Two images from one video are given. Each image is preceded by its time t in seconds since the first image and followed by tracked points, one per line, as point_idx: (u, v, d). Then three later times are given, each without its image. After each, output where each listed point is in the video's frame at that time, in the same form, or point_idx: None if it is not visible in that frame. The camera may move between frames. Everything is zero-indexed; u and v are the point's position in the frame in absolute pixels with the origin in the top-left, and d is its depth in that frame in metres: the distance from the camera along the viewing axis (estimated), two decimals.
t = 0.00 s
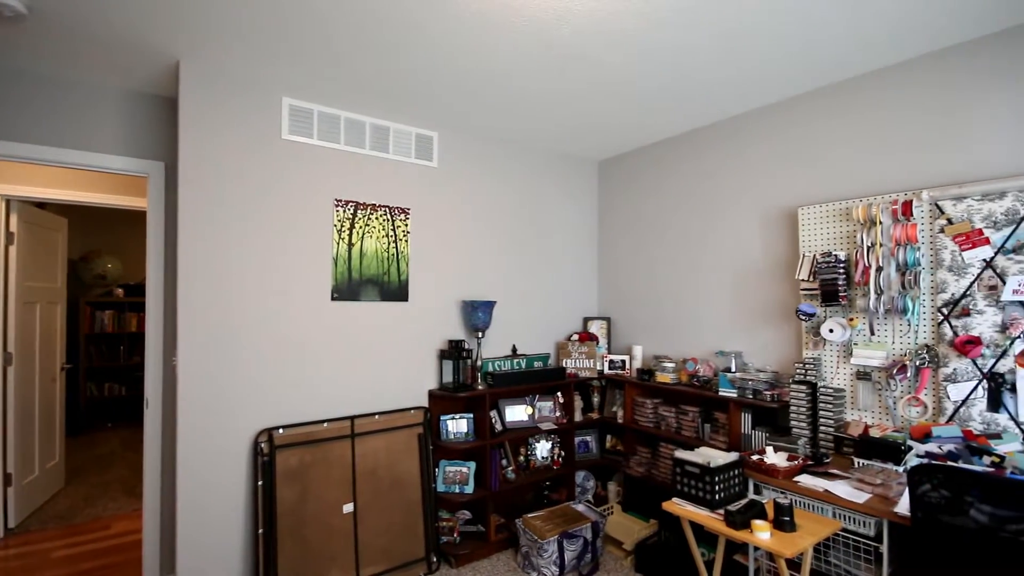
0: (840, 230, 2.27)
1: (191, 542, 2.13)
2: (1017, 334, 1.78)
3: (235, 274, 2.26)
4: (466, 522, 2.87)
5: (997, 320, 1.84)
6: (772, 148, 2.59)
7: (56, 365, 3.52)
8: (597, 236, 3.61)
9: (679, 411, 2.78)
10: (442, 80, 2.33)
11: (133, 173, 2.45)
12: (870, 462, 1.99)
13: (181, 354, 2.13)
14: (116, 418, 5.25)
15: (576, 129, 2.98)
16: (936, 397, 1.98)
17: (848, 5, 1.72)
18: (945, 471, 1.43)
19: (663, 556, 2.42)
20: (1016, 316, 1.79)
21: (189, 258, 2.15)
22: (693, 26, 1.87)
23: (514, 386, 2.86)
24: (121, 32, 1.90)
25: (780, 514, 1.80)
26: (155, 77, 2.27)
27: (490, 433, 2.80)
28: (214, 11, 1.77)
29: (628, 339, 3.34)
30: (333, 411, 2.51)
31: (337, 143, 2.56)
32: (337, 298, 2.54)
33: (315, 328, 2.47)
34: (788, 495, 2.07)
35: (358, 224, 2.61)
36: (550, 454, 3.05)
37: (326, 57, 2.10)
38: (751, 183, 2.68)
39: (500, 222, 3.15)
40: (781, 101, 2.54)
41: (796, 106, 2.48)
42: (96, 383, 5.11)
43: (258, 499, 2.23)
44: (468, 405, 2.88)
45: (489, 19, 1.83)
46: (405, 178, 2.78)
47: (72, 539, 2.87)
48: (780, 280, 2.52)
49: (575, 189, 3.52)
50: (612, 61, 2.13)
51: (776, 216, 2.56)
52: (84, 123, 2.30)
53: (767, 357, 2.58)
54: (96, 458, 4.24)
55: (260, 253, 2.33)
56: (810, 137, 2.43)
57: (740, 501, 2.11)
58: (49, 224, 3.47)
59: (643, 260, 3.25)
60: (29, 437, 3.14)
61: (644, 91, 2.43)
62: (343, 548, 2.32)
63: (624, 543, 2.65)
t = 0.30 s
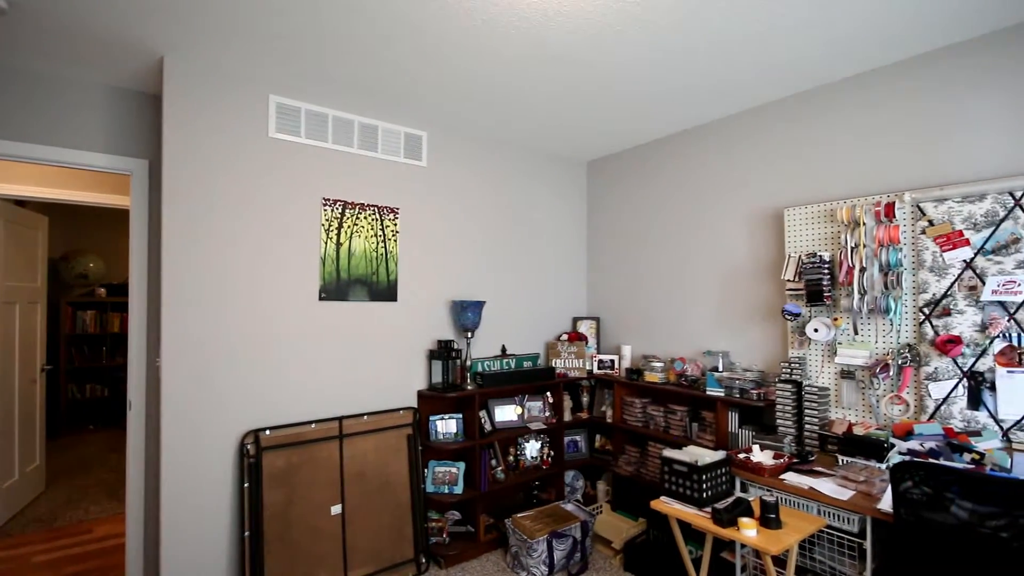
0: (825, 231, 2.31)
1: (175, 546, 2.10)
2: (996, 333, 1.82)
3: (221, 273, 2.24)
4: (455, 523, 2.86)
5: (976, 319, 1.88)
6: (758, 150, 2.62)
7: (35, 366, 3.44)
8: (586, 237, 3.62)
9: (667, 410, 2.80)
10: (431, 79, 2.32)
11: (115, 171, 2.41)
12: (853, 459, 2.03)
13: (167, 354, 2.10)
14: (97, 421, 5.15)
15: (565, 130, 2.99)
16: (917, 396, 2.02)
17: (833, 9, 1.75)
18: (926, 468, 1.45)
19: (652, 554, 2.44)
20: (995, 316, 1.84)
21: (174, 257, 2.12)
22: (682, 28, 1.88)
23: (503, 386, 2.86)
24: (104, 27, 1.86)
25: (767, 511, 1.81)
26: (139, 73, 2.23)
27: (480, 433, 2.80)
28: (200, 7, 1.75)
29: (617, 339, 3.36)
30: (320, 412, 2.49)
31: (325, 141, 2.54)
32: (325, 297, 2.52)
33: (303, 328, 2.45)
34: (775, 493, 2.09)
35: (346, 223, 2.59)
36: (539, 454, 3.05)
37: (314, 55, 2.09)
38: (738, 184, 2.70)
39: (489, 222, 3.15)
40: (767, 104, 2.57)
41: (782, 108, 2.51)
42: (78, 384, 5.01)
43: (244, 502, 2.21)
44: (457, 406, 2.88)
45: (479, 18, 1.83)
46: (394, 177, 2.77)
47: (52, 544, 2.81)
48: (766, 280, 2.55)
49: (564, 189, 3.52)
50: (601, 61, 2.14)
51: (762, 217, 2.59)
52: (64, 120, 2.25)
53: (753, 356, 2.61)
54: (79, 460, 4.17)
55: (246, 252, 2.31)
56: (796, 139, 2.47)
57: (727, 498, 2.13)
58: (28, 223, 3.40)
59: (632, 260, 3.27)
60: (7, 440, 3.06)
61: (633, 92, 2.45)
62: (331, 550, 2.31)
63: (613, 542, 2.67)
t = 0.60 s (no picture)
0: (810, 232, 2.34)
1: (160, 549, 2.07)
2: (976, 332, 1.86)
3: (207, 273, 2.21)
4: (444, 523, 2.85)
5: (957, 319, 1.91)
6: (746, 151, 2.65)
7: (15, 368, 3.37)
8: (575, 237, 3.63)
9: (656, 409, 2.82)
10: (421, 78, 2.31)
11: (98, 168, 2.36)
12: (838, 457, 2.06)
13: (151, 356, 2.07)
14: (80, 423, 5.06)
15: (555, 130, 3.00)
16: (900, 394, 2.05)
17: (819, 12, 1.77)
18: (907, 466, 1.47)
19: (640, 552, 2.46)
20: (975, 316, 1.87)
21: (158, 256, 2.09)
22: (671, 29, 1.89)
23: (493, 386, 2.85)
24: (86, 22, 1.83)
25: (753, 509, 1.83)
26: (123, 70, 2.20)
27: (469, 433, 2.79)
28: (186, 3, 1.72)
29: (606, 339, 3.37)
30: (308, 413, 2.47)
31: (313, 140, 2.52)
32: (313, 297, 2.50)
33: (291, 328, 2.43)
34: (761, 491, 2.11)
35: (335, 222, 2.57)
36: (529, 454, 3.05)
37: (303, 53, 2.07)
38: (726, 185, 2.73)
39: (479, 221, 3.14)
40: (754, 106, 2.60)
41: (769, 111, 2.54)
42: (60, 385, 4.92)
43: (231, 504, 2.18)
44: (447, 406, 2.87)
45: (470, 18, 1.82)
46: (383, 177, 2.75)
47: (32, 549, 2.75)
48: (753, 281, 2.58)
49: (554, 190, 3.53)
50: (590, 62, 2.15)
51: (749, 218, 2.62)
52: (45, 116, 2.21)
53: (741, 356, 2.63)
54: (61, 463, 4.09)
55: (233, 252, 2.28)
56: (783, 141, 2.50)
57: (715, 497, 2.15)
58: (8, 222, 3.33)
59: (621, 260, 3.29)
60: None
61: (621, 93, 2.46)
62: (319, 552, 2.29)
63: (602, 541, 2.68)
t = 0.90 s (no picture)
0: (796, 233, 2.37)
1: (143, 553, 2.04)
2: (956, 332, 1.90)
3: (192, 273, 2.18)
4: (433, 524, 2.84)
5: (938, 319, 1.95)
6: (733, 153, 2.68)
7: None
8: (564, 237, 3.64)
9: (645, 409, 2.83)
10: (410, 78, 2.31)
11: (80, 166, 2.32)
12: (823, 455, 2.09)
13: (133, 357, 2.04)
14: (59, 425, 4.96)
15: (544, 130, 3.01)
16: (883, 392, 2.09)
17: (804, 15, 1.80)
18: (890, 462, 1.50)
19: (629, 551, 2.47)
20: (956, 316, 1.91)
21: (140, 255, 2.05)
22: (659, 30, 1.90)
23: (482, 386, 2.85)
24: (68, 16, 1.79)
25: (740, 507, 1.85)
26: (105, 65, 2.16)
27: (459, 434, 2.79)
28: None
29: (595, 339, 3.39)
30: (295, 414, 2.44)
31: (301, 138, 2.50)
32: (300, 297, 2.47)
33: (278, 328, 2.40)
34: (747, 489, 2.14)
35: (323, 222, 2.55)
36: (518, 454, 3.05)
37: (290, 50, 2.05)
38: (713, 187, 2.76)
39: (468, 222, 3.14)
40: (742, 107, 2.63)
41: (756, 113, 2.58)
42: (39, 387, 4.82)
43: (216, 507, 2.15)
44: (436, 406, 2.86)
45: (459, 17, 1.82)
46: (372, 176, 2.73)
47: (10, 554, 2.68)
48: (740, 281, 2.61)
49: (543, 190, 3.54)
50: (580, 62, 2.16)
51: (737, 219, 2.64)
52: (24, 112, 2.16)
53: (728, 355, 2.66)
54: (40, 466, 4.00)
55: (219, 252, 2.25)
56: (769, 143, 2.53)
57: (702, 495, 2.17)
58: None
59: (610, 260, 3.30)
60: None
61: (610, 93, 2.47)
62: (307, 554, 2.27)
63: (591, 540, 2.69)
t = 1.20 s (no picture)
0: (782, 234, 2.40)
1: (127, 557, 2.01)
2: (938, 331, 1.94)
3: (177, 272, 2.15)
4: (423, 524, 2.83)
5: (921, 319, 1.98)
6: (721, 154, 2.70)
7: None
8: (554, 238, 3.65)
9: (634, 408, 2.85)
10: (399, 77, 2.30)
11: (61, 163, 2.27)
12: (809, 453, 2.12)
13: (116, 358, 2.01)
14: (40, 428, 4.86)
15: (534, 130, 3.01)
16: (867, 391, 2.12)
17: (790, 18, 1.82)
18: (874, 459, 1.52)
19: (618, 550, 2.48)
20: (938, 316, 1.95)
21: (124, 255, 2.02)
22: (647, 31, 1.92)
23: (472, 386, 2.85)
24: (48, 11, 1.76)
25: (727, 505, 1.87)
26: (88, 61, 2.12)
27: (448, 434, 2.78)
28: None
29: (584, 339, 3.40)
30: (282, 415, 2.42)
31: (289, 136, 2.47)
32: (288, 297, 2.45)
33: (265, 329, 2.38)
34: (735, 487, 2.15)
35: (311, 221, 2.53)
36: (508, 454, 3.05)
37: (278, 48, 2.03)
38: (702, 187, 2.78)
39: (458, 221, 3.13)
40: (729, 109, 2.66)
41: (743, 115, 2.60)
42: (20, 388, 4.73)
43: (202, 510, 2.13)
44: (425, 406, 2.85)
45: (451, 16, 1.82)
46: (361, 175, 2.72)
47: None
48: (728, 281, 2.63)
49: (533, 190, 3.54)
50: (570, 62, 2.16)
51: (724, 220, 2.67)
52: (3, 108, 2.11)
53: (716, 355, 2.68)
54: (21, 469, 3.92)
55: (204, 251, 2.22)
56: (757, 144, 2.56)
57: (690, 493, 2.19)
58: None
59: (600, 260, 3.32)
60: None
61: (600, 94, 2.48)
62: (294, 557, 2.25)
63: (581, 539, 2.70)
